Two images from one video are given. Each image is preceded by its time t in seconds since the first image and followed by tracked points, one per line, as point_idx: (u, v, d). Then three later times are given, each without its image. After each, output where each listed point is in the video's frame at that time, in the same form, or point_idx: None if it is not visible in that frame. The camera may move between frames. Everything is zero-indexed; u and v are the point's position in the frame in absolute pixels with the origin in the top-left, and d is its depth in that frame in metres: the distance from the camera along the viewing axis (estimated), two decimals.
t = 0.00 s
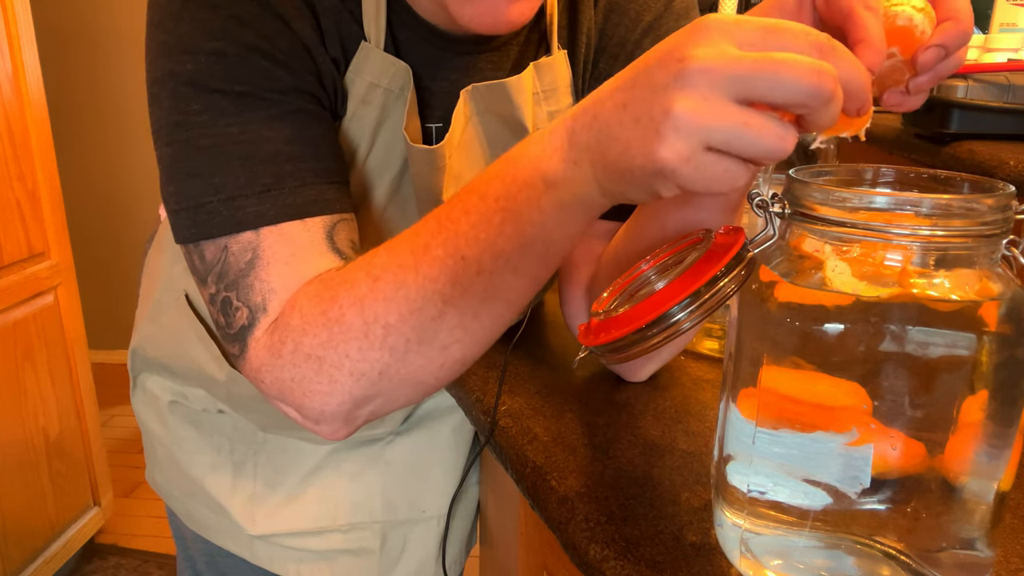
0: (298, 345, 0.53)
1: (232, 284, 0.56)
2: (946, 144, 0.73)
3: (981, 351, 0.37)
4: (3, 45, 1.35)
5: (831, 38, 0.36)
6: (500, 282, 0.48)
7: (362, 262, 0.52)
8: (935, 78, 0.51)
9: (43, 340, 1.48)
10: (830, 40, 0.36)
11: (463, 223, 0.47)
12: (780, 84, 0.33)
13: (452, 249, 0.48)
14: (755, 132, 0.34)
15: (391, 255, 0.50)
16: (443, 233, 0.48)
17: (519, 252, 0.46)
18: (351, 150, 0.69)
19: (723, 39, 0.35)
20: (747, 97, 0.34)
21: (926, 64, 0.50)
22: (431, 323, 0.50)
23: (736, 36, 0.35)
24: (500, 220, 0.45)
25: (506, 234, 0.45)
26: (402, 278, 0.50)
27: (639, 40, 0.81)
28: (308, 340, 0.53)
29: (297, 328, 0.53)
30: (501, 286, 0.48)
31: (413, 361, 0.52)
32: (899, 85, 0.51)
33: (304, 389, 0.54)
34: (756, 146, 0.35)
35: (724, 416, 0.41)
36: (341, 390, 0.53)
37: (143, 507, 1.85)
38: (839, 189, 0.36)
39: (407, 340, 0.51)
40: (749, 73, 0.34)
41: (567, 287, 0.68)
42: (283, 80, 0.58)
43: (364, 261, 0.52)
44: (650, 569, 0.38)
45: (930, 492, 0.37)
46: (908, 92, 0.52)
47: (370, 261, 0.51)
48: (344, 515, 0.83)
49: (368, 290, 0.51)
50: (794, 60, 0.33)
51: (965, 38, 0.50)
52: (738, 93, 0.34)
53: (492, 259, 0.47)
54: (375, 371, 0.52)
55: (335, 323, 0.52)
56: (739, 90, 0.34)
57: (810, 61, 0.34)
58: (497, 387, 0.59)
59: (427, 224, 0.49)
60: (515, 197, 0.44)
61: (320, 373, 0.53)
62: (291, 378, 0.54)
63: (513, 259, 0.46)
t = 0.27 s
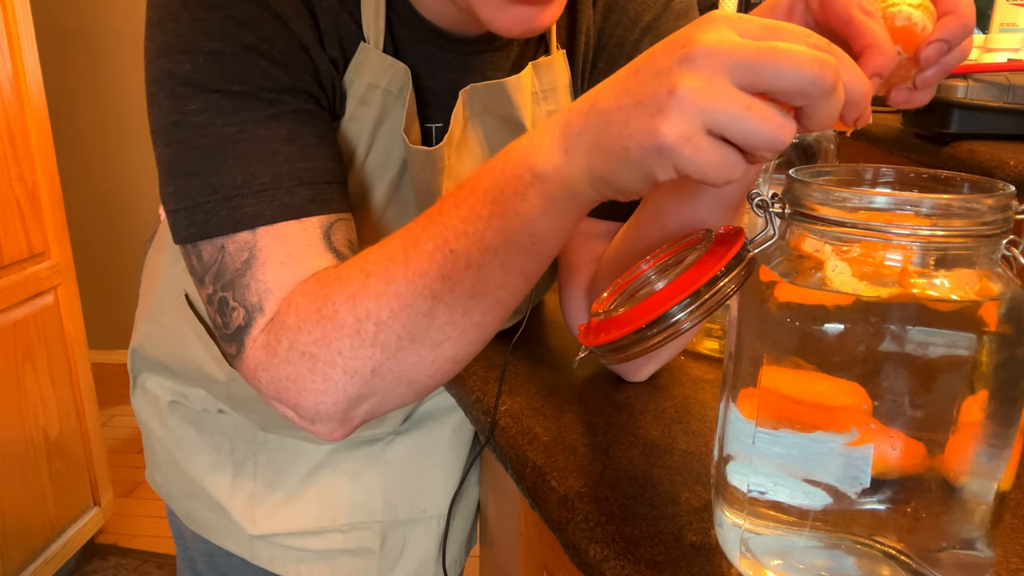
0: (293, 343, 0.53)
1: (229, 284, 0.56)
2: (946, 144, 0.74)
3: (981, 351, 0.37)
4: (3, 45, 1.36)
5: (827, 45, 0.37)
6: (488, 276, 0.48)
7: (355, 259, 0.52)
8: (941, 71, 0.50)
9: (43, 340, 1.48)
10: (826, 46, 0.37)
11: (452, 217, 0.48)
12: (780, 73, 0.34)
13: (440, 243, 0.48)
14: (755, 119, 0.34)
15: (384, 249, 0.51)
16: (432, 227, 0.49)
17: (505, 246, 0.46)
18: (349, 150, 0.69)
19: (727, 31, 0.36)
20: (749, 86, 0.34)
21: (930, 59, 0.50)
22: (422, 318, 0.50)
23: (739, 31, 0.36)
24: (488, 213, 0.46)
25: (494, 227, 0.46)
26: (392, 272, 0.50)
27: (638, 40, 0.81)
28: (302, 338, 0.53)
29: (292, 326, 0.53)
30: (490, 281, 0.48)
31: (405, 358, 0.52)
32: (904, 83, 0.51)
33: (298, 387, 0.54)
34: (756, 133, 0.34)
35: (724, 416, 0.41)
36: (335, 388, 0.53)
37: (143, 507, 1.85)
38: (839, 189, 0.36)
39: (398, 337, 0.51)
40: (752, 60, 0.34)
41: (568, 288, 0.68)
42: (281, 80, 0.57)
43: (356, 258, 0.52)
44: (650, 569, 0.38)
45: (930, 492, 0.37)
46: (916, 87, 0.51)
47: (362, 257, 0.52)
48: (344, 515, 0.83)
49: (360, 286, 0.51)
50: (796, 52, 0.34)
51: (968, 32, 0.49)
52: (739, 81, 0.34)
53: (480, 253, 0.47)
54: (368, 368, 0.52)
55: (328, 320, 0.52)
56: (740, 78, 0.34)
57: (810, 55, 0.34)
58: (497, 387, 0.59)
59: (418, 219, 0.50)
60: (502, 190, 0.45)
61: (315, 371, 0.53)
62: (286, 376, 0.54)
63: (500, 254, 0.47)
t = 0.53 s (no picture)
0: (293, 342, 0.53)
1: (228, 282, 0.56)
2: (946, 144, 0.74)
3: (981, 351, 0.37)
4: (3, 45, 1.36)
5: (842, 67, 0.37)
6: (490, 275, 0.48)
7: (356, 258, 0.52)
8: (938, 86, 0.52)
9: (43, 340, 1.48)
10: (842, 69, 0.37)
11: (457, 218, 0.48)
12: (790, 99, 0.34)
13: (444, 244, 0.48)
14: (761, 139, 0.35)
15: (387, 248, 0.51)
16: (435, 227, 0.49)
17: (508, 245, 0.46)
18: (349, 150, 0.69)
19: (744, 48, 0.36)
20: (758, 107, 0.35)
21: (924, 73, 0.51)
22: (423, 318, 0.50)
23: (756, 49, 0.36)
24: (491, 214, 0.46)
25: (498, 228, 0.46)
26: (394, 272, 0.50)
27: (637, 40, 0.81)
28: (302, 336, 0.53)
29: (293, 325, 0.53)
30: (491, 281, 0.48)
31: (406, 357, 0.52)
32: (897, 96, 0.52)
33: (299, 386, 0.54)
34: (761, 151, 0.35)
35: (724, 416, 0.41)
36: (335, 387, 0.53)
37: (143, 507, 1.85)
38: (839, 189, 0.36)
39: (399, 337, 0.51)
40: (764, 84, 0.34)
41: (568, 288, 0.68)
42: (281, 79, 0.58)
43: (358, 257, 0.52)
44: (650, 569, 0.38)
45: (930, 492, 0.37)
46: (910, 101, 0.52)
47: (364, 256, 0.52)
48: (344, 515, 0.83)
49: (361, 285, 0.51)
50: (808, 80, 0.34)
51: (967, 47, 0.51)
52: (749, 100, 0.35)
53: (483, 253, 0.47)
54: (368, 368, 0.52)
55: (329, 319, 0.52)
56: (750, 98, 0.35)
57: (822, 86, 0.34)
58: (497, 387, 0.59)
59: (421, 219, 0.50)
60: (506, 192, 0.45)
61: (314, 370, 0.53)
62: (285, 375, 0.54)
63: (504, 254, 0.47)
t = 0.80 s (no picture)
0: (294, 342, 0.53)
1: (229, 280, 0.56)
2: (946, 144, 0.73)
3: (981, 351, 0.37)
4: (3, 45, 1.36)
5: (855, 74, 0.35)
6: (498, 283, 0.48)
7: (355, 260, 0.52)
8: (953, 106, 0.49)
9: (43, 340, 1.48)
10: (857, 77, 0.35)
11: (462, 226, 0.47)
12: (800, 129, 0.33)
13: (450, 251, 0.47)
14: (773, 163, 0.35)
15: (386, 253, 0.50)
16: (438, 233, 0.48)
17: (517, 254, 0.46)
18: (349, 148, 0.69)
19: (750, 71, 0.35)
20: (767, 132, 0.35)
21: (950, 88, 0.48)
22: (427, 321, 0.50)
23: (764, 70, 0.35)
24: (500, 223, 0.45)
25: (506, 237, 0.45)
26: (397, 277, 0.49)
27: (640, 40, 0.81)
28: (303, 337, 0.53)
29: (293, 325, 0.53)
30: (499, 287, 0.48)
31: (410, 359, 0.52)
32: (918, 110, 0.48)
33: (299, 386, 0.54)
34: (772, 174, 0.35)
35: (724, 417, 0.41)
36: (336, 387, 0.53)
37: (143, 507, 1.85)
38: (839, 190, 0.36)
39: (403, 339, 0.51)
40: (772, 113, 0.34)
41: (568, 288, 0.69)
42: (283, 76, 0.58)
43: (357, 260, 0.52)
44: (650, 569, 0.38)
45: (930, 492, 0.37)
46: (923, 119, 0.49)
47: (363, 258, 0.51)
48: (344, 515, 0.83)
49: (361, 289, 0.50)
50: (817, 106, 0.33)
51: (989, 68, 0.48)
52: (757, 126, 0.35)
53: (492, 261, 0.47)
54: (370, 369, 0.52)
55: (330, 321, 0.51)
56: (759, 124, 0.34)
57: (832, 108, 0.33)
58: (497, 387, 0.59)
59: (422, 224, 0.49)
60: (513, 203, 0.44)
61: (315, 371, 0.53)
62: (286, 375, 0.54)
63: (511, 263, 0.46)
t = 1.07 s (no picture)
0: (294, 343, 0.53)
1: (232, 277, 0.56)
2: (946, 144, 0.73)
3: (981, 350, 0.37)
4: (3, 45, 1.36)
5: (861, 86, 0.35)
6: (499, 288, 0.47)
7: (354, 261, 0.52)
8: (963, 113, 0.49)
9: (43, 341, 1.48)
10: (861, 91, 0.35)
11: (460, 232, 0.46)
12: (810, 145, 0.33)
13: (450, 258, 0.47)
14: (781, 179, 0.35)
15: (385, 258, 0.50)
16: (438, 240, 0.47)
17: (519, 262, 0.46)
18: (351, 145, 0.69)
19: (758, 85, 0.34)
20: (774, 147, 0.34)
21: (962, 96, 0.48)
22: (426, 326, 0.50)
23: (771, 85, 0.34)
24: (501, 231, 0.45)
25: (508, 246, 0.45)
26: (396, 281, 0.49)
27: (642, 40, 0.81)
28: (301, 338, 0.53)
29: (292, 326, 0.53)
30: (500, 291, 0.47)
31: (410, 360, 0.52)
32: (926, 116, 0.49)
33: (299, 385, 0.54)
34: (778, 189, 0.35)
35: (725, 417, 0.41)
36: (336, 387, 0.53)
37: (143, 507, 1.85)
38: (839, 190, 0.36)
39: (403, 342, 0.51)
40: (783, 129, 0.34)
41: (569, 288, 0.68)
42: (286, 73, 0.58)
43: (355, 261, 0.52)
44: (649, 569, 0.38)
45: (930, 492, 0.37)
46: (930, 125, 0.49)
47: (361, 261, 0.51)
48: (344, 515, 0.83)
49: (360, 293, 0.50)
50: (826, 121, 0.33)
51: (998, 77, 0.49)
52: (765, 142, 0.34)
53: (492, 268, 0.46)
54: (370, 371, 0.52)
55: (328, 323, 0.51)
56: (767, 139, 0.34)
57: (840, 123, 0.34)
58: (497, 387, 0.59)
59: (421, 228, 0.49)
60: (515, 211, 0.44)
61: (315, 371, 0.53)
62: (286, 374, 0.54)
63: (514, 269, 0.46)
